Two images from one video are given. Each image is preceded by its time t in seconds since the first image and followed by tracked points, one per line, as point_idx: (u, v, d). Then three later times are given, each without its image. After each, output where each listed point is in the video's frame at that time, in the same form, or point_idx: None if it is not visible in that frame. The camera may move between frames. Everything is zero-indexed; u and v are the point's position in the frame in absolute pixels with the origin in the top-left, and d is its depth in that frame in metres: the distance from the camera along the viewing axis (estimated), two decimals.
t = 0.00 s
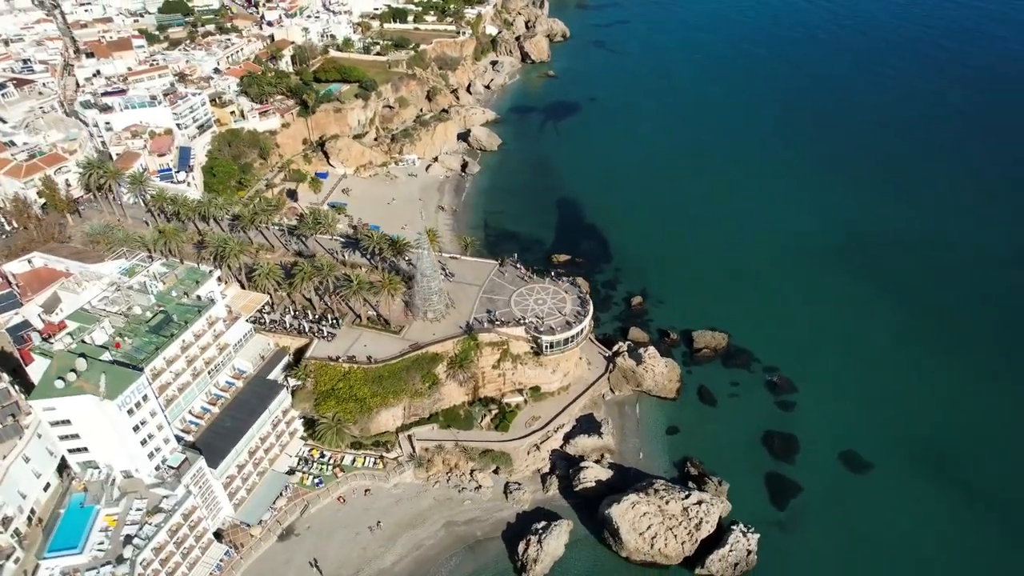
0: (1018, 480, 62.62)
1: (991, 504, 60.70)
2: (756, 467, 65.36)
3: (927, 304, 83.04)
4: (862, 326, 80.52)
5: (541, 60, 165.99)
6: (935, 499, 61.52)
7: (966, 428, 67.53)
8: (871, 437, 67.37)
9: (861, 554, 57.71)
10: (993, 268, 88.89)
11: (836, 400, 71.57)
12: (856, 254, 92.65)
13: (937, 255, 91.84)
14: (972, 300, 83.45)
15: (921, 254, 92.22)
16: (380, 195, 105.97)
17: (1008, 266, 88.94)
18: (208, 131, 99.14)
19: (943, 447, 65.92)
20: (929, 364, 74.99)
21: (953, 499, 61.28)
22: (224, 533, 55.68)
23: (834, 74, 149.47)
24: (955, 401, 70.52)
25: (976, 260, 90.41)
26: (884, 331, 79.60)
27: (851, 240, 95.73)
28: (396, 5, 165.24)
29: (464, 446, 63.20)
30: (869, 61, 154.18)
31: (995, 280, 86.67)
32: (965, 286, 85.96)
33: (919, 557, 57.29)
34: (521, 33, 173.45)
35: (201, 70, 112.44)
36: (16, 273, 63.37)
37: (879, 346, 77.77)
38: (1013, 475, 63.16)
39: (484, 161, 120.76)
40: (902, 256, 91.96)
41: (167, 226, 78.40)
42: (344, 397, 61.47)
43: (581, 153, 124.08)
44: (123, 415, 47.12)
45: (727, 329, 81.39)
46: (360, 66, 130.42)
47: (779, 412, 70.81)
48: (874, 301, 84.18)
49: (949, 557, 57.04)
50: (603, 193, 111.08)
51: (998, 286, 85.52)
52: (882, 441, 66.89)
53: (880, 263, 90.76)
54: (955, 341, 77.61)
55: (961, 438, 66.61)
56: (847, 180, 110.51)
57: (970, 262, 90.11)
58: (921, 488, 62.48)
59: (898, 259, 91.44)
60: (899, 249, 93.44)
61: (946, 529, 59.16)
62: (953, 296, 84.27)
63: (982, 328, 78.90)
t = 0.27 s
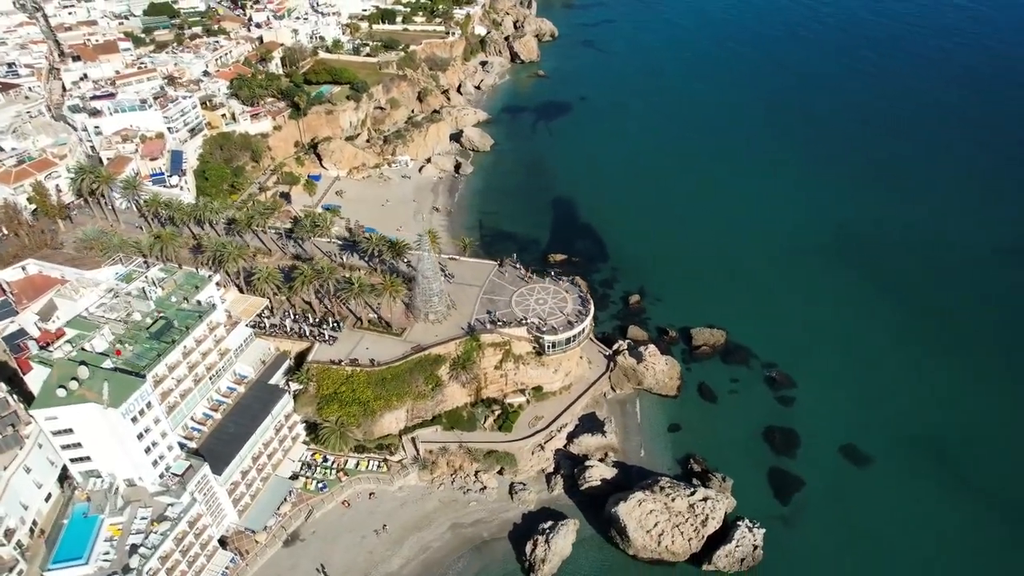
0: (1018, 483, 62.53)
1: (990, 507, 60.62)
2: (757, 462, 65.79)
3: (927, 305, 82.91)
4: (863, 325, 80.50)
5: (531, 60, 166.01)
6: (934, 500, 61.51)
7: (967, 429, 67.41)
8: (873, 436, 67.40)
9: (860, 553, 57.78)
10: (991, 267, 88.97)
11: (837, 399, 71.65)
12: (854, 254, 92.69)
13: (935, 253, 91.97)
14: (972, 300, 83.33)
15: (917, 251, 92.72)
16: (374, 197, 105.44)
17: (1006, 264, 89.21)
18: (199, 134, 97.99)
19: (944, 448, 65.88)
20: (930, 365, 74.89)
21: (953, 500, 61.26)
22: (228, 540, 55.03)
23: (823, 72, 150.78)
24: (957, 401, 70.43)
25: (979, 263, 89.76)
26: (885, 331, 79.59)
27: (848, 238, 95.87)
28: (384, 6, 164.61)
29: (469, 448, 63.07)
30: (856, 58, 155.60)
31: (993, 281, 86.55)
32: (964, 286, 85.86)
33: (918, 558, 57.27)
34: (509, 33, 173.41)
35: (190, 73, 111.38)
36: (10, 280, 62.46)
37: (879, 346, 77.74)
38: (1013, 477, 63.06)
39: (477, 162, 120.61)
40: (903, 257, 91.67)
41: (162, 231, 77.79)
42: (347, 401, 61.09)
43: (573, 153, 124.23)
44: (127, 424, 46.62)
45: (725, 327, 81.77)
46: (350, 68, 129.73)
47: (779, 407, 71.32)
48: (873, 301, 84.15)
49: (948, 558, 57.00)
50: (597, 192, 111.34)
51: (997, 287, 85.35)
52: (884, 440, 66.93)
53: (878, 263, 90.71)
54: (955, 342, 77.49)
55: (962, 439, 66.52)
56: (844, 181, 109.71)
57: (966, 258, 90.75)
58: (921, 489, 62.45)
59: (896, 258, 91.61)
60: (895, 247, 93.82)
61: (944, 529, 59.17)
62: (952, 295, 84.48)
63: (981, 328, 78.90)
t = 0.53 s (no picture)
0: (1019, 483, 62.44)
1: (991, 508, 60.43)
2: (759, 458, 66.24)
3: (928, 306, 82.66)
4: (864, 326, 80.43)
5: (520, 60, 166.06)
6: (935, 499, 61.42)
7: (970, 430, 67.13)
8: (875, 436, 67.40)
9: (861, 553, 57.73)
10: (985, 264, 89.25)
11: (838, 398, 71.72)
12: (852, 254, 92.67)
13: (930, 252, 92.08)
14: (973, 300, 83.06)
15: (911, 248, 93.16)
16: (368, 199, 104.90)
17: (998, 261, 89.67)
18: (191, 138, 96.83)
19: (944, 445, 66.02)
20: (931, 365, 74.76)
21: (952, 497, 61.37)
22: (233, 548, 54.30)
23: (810, 69, 152.00)
24: (959, 402, 70.24)
25: (980, 266, 88.90)
26: (886, 330, 79.54)
27: (845, 238, 95.89)
28: (372, 7, 163.96)
29: (473, 449, 62.98)
30: (843, 56, 156.90)
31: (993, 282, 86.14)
32: (963, 287, 85.43)
33: (918, 557, 57.15)
34: (498, 33, 173.34)
35: (179, 76, 110.33)
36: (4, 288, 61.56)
37: (881, 346, 77.64)
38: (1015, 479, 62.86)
39: (470, 162, 120.44)
40: (903, 258, 91.28)
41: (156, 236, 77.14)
42: (349, 404, 60.70)
43: (565, 152, 124.35)
44: (131, 431, 46.03)
45: (722, 324, 82.18)
46: (340, 69, 129.09)
47: (778, 403, 71.83)
48: (873, 302, 84.07)
49: (948, 558, 56.85)
50: (590, 191, 111.54)
51: (998, 288, 84.97)
52: (887, 440, 66.94)
53: (876, 263, 90.61)
54: (958, 343, 77.21)
55: (965, 440, 66.36)
56: (837, 180, 110.07)
57: (962, 256, 90.91)
58: (922, 489, 62.31)
59: (893, 258, 91.65)
60: (890, 244, 94.22)
61: (944, 528, 59.07)
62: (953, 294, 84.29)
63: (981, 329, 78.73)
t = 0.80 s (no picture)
0: (1018, 477, 62.76)
1: (994, 511, 59.97)
2: (761, 454, 66.57)
3: (934, 307, 81.66)
4: (869, 326, 79.92)
5: (511, 60, 166.00)
6: (934, 493, 61.79)
7: (973, 428, 66.96)
8: (879, 437, 67.15)
9: (860, 553, 57.70)
10: (983, 259, 89.06)
11: (843, 399, 71.44)
12: (855, 253, 92.04)
13: (927, 248, 92.02)
14: (981, 302, 81.96)
15: (910, 244, 92.99)
16: (363, 200, 104.40)
17: (996, 254, 89.67)
18: (183, 141, 95.84)
19: (943, 439, 66.35)
20: (937, 367, 74.09)
21: (951, 491, 61.74)
22: (238, 554, 53.99)
23: (800, 64, 152.66)
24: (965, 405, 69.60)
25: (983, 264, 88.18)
26: (886, 328, 79.47)
27: (846, 236, 95.39)
28: (362, 8, 163.30)
29: (477, 450, 62.90)
30: (834, 50, 157.22)
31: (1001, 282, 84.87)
32: (968, 288, 84.41)
33: (918, 559, 56.99)
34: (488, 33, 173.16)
35: (169, 79, 109.36)
36: None
37: (885, 346, 77.20)
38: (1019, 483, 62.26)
39: (464, 162, 120.23)
40: (908, 257, 90.30)
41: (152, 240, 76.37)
42: (352, 407, 60.32)
43: (558, 151, 124.39)
44: (135, 438, 45.47)
45: (720, 321, 82.51)
46: (331, 71, 128.46)
47: (778, 399, 72.25)
48: (877, 302, 83.37)
49: (947, 559, 56.68)
50: (585, 190, 111.63)
51: (1006, 289, 83.64)
52: (891, 442, 66.67)
53: (879, 262, 89.99)
54: (959, 340, 76.96)
55: (970, 442, 65.85)
56: (829, 175, 110.61)
57: (960, 251, 90.67)
58: (923, 491, 62.08)
59: (893, 256, 91.20)
60: (887, 239, 94.27)
61: (943, 529, 58.90)
62: (959, 295, 83.35)
63: (989, 331, 77.72)
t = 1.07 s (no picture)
0: (1015, 469, 63.55)
1: (993, 512, 59.97)
2: (763, 450, 67.05)
3: (935, 307, 81.45)
4: (870, 326, 79.93)
5: (499, 60, 166.02)
6: (933, 485, 62.52)
7: (970, 420, 67.79)
8: (881, 436, 67.31)
9: (864, 545, 58.27)
10: (977, 253, 89.77)
11: (845, 398, 71.56)
12: (853, 252, 92.06)
13: (922, 242, 92.71)
14: (981, 302, 81.69)
15: (904, 240, 93.57)
16: (356, 202, 103.82)
17: (988, 248, 90.51)
18: (173, 145, 94.84)
19: (941, 432, 67.08)
20: (938, 367, 74.02)
21: (950, 484, 62.47)
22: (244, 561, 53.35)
23: (786, 60, 153.93)
24: (967, 405, 69.56)
25: (980, 260, 88.53)
26: (881, 322, 80.28)
27: (843, 234, 95.56)
28: (349, 9, 162.40)
29: (481, 451, 62.81)
30: (819, 47, 158.56)
31: (1001, 282, 84.66)
32: (966, 287, 84.28)
33: (918, 553, 57.46)
34: (475, 33, 172.99)
35: (157, 82, 108.03)
36: None
37: (885, 346, 77.21)
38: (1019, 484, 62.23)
39: (456, 163, 120.05)
40: (907, 256, 90.20)
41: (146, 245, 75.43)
42: (356, 411, 59.91)
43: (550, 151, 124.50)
44: (142, 447, 44.84)
45: (717, 318, 83.02)
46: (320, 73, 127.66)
47: (777, 394, 72.85)
48: (877, 303, 83.19)
49: (948, 551, 57.36)
50: (578, 189, 111.84)
51: (1006, 289, 83.41)
52: (892, 441, 66.79)
53: (877, 261, 90.00)
54: (954, 333, 77.79)
55: (971, 442, 65.88)
56: (819, 171, 111.62)
57: (955, 246, 91.30)
58: (923, 490, 62.19)
59: (890, 252, 91.53)
60: (880, 235, 94.95)
61: (941, 527, 59.07)
62: (959, 294, 83.20)
63: (989, 331, 77.50)
